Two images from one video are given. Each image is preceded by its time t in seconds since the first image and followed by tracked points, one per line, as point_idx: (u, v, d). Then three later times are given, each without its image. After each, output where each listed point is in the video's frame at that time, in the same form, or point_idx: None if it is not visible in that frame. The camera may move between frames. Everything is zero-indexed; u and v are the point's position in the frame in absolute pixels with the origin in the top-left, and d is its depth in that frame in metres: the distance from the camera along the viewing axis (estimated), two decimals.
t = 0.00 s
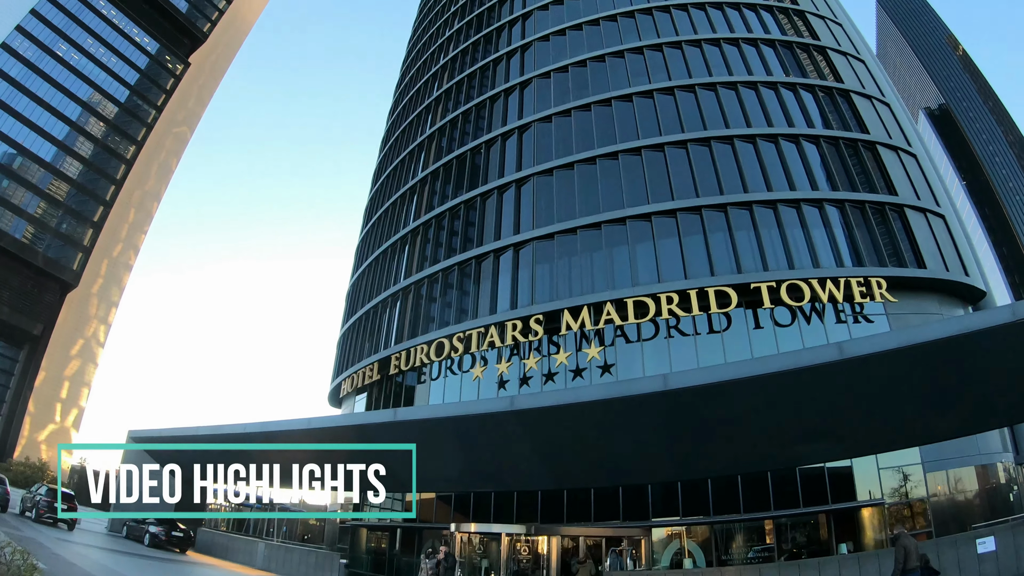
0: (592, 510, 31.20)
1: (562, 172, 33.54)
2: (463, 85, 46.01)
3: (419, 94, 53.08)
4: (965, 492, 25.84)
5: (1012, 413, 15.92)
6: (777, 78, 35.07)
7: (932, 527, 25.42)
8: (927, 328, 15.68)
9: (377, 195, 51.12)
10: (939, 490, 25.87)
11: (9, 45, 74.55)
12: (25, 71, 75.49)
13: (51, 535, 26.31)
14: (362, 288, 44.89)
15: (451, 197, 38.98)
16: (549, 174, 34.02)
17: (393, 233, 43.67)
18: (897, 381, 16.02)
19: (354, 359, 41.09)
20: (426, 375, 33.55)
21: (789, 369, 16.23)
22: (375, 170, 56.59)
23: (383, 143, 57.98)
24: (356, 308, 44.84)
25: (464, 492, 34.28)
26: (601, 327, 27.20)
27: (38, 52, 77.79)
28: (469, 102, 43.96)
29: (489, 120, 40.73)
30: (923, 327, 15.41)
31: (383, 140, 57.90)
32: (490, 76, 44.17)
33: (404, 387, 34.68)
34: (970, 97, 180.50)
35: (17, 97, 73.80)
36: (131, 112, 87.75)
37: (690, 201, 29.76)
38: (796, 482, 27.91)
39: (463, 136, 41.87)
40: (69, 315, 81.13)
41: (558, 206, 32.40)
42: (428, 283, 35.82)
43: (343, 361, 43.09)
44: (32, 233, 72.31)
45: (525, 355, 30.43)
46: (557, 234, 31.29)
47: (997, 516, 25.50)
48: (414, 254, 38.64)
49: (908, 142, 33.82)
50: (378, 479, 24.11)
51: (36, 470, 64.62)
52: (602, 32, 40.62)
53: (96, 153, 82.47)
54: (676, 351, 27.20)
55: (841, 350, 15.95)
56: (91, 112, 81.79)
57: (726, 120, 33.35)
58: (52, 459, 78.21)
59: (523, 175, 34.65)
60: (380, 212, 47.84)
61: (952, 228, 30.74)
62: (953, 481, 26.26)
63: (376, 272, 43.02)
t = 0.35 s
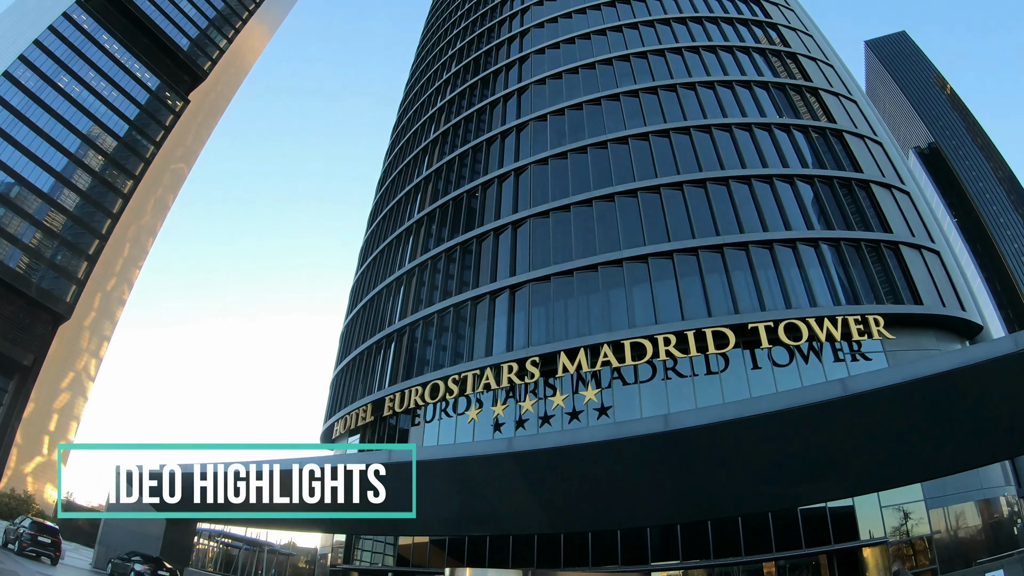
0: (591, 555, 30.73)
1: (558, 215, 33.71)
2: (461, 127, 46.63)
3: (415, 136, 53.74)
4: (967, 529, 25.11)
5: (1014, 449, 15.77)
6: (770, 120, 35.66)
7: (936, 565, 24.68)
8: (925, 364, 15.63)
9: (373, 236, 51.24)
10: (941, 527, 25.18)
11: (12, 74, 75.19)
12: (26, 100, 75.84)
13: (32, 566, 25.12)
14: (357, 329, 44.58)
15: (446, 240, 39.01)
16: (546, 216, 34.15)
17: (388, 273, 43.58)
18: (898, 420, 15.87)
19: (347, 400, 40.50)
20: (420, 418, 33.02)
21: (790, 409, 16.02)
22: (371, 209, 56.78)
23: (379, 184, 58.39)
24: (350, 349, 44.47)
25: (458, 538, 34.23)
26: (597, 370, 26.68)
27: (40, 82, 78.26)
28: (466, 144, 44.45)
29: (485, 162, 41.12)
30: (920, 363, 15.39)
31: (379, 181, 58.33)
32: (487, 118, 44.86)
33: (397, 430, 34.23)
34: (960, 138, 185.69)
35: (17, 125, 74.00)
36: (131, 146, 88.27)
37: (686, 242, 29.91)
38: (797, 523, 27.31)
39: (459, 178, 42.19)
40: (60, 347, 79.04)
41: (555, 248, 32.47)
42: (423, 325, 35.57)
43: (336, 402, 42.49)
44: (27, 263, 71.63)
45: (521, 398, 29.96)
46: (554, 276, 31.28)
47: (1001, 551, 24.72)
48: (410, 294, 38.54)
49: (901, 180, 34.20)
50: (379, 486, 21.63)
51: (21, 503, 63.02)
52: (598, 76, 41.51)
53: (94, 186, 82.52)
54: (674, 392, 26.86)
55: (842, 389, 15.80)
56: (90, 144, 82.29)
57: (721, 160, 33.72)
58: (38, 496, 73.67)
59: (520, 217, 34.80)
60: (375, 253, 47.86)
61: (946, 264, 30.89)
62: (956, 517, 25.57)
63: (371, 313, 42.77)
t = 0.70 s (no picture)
0: None
1: (556, 238, 33.74)
2: (458, 149, 46.83)
3: (413, 158, 53.98)
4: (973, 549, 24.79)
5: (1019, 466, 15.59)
6: (767, 142, 35.93)
7: None
8: (929, 381, 15.49)
9: (369, 258, 51.12)
10: (944, 547, 24.75)
11: (13, 88, 75.56)
12: (24, 115, 76.03)
13: None
14: (352, 351, 44.30)
15: (442, 263, 38.96)
16: (543, 239, 34.18)
17: (385, 295, 43.39)
18: (903, 437, 15.68)
19: (342, 423, 40.11)
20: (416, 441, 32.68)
21: (793, 430, 15.84)
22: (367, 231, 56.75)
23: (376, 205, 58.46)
24: (345, 371, 44.14)
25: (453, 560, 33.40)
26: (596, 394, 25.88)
27: (39, 98, 78.52)
28: (463, 166, 44.61)
29: (482, 185, 41.22)
30: (923, 382, 15.29)
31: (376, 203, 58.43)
32: (484, 140, 45.09)
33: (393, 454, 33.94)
34: (954, 160, 187.77)
35: (16, 141, 74.04)
36: (128, 164, 88.33)
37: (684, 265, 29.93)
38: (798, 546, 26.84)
39: (456, 201, 42.28)
40: (54, 364, 76.90)
41: (552, 270, 32.41)
42: (419, 348, 35.34)
43: (331, 425, 42.10)
44: (22, 278, 71.23)
45: (518, 421, 29.63)
46: (551, 298, 31.21)
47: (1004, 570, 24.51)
48: (406, 316, 38.34)
49: (898, 202, 34.38)
50: (378, 486, 20.75)
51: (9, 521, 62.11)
52: (595, 99, 41.85)
53: (90, 204, 82.44)
54: (672, 416, 26.63)
55: (847, 409, 15.67)
56: (87, 162, 82.35)
57: (719, 183, 33.86)
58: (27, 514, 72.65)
59: (517, 240, 34.82)
60: (371, 275, 47.75)
61: (944, 284, 30.92)
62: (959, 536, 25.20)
63: (367, 334, 42.56)
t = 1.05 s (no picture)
0: None
1: (554, 249, 33.70)
2: (456, 160, 46.90)
3: (410, 169, 54.03)
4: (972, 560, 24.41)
5: None
6: (765, 154, 36.06)
7: None
8: (934, 391, 15.38)
9: (366, 269, 51.00)
10: (943, 557, 24.54)
11: (10, 94, 74.85)
12: (22, 121, 75.19)
13: None
14: (348, 362, 44.08)
15: (439, 274, 38.86)
16: (541, 251, 34.14)
17: (381, 306, 43.21)
18: (909, 447, 15.56)
19: (337, 435, 39.82)
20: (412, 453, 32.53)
21: (799, 440, 15.68)
22: (364, 242, 56.71)
23: (373, 216, 58.41)
24: (341, 383, 43.86)
25: None
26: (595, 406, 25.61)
27: (37, 104, 77.97)
28: (461, 178, 44.64)
29: (481, 196, 41.23)
30: (929, 391, 15.18)
31: (372, 214, 58.40)
32: (483, 151, 45.15)
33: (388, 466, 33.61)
34: (949, 171, 189.18)
35: (14, 147, 73.14)
36: (125, 172, 88.07)
37: (683, 276, 29.90)
38: (800, 559, 26.33)
39: (454, 211, 42.30)
40: (48, 372, 76.68)
41: (551, 282, 32.32)
42: (416, 359, 35.11)
43: (327, 436, 41.85)
44: (17, 285, 69.84)
45: (517, 433, 29.33)
46: (550, 310, 31.13)
47: None
48: (403, 328, 38.17)
49: (896, 213, 34.52)
50: (378, 487, 20.55)
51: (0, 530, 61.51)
52: (594, 111, 42.00)
53: (87, 212, 81.84)
54: (672, 428, 26.43)
55: (852, 418, 15.55)
56: (84, 169, 81.85)
57: (718, 195, 33.92)
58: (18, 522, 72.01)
59: (516, 251, 34.79)
60: (368, 286, 47.60)
61: (943, 295, 30.98)
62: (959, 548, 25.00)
63: (363, 345, 42.39)
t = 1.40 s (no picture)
0: None
1: (555, 254, 33.69)
2: (456, 164, 46.88)
3: (409, 174, 54.01)
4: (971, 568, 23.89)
5: None
6: (765, 159, 36.13)
7: None
8: (938, 393, 15.36)
9: (364, 274, 50.88)
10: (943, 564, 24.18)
11: (9, 96, 74.75)
12: (21, 123, 74.89)
13: None
14: (346, 367, 43.88)
15: (439, 279, 38.78)
16: (542, 255, 34.11)
17: (380, 311, 43.10)
18: (913, 450, 15.52)
19: (335, 440, 39.58)
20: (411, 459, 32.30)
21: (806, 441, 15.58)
22: (363, 247, 56.58)
23: (371, 221, 58.32)
24: (339, 387, 43.68)
25: None
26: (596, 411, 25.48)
27: (36, 107, 77.72)
28: (461, 182, 44.66)
29: (481, 201, 41.24)
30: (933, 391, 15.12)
31: (371, 219, 58.31)
32: (482, 156, 45.19)
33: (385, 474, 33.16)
34: (945, 178, 190.12)
35: (12, 149, 72.79)
36: (123, 176, 87.78)
37: (685, 281, 29.87)
38: (803, 564, 25.86)
39: (454, 216, 42.28)
40: (45, 374, 75.43)
41: (551, 287, 32.27)
42: (415, 364, 34.96)
43: (324, 442, 41.62)
44: (14, 287, 69.38)
45: (516, 439, 29.15)
46: (550, 315, 31.06)
47: None
48: (402, 332, 38.04)
49: (896, 218, 34.59)
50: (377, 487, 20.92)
51: None
52: (594, 116, 42.08)
53: (85, 215, 81.32)
54: (673, 433, 26.26)
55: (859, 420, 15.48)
56: (82, 172, 81.38)
57: (718, 200, 33.93)
58: (13, 527, 69.91)
59: (516, 256, 34.75)
60: (366, 291, 47.47)
61: (943, 300, 30.99)
62: (961, 552, 24.56)
63: (361, 350, 42.19)
